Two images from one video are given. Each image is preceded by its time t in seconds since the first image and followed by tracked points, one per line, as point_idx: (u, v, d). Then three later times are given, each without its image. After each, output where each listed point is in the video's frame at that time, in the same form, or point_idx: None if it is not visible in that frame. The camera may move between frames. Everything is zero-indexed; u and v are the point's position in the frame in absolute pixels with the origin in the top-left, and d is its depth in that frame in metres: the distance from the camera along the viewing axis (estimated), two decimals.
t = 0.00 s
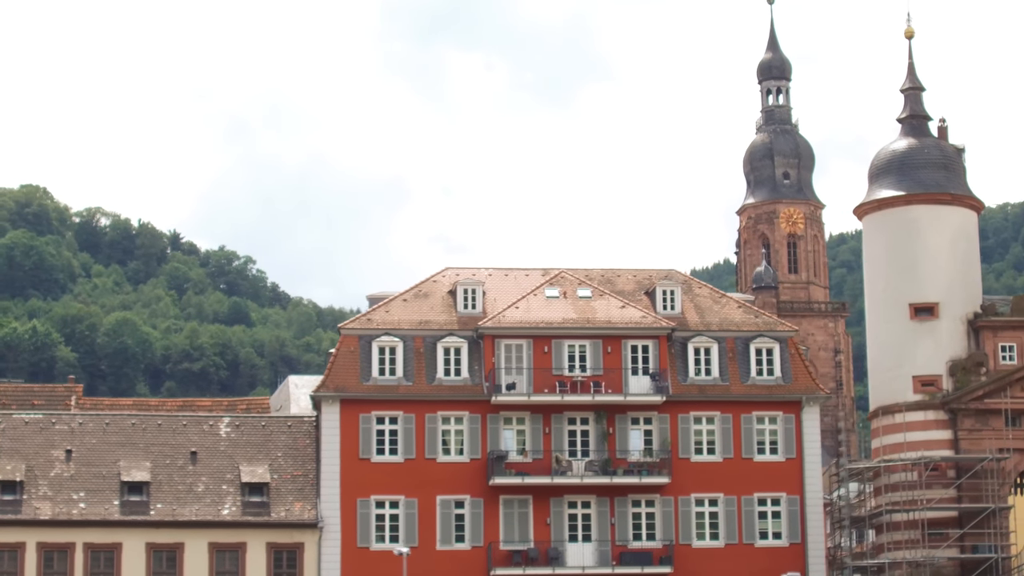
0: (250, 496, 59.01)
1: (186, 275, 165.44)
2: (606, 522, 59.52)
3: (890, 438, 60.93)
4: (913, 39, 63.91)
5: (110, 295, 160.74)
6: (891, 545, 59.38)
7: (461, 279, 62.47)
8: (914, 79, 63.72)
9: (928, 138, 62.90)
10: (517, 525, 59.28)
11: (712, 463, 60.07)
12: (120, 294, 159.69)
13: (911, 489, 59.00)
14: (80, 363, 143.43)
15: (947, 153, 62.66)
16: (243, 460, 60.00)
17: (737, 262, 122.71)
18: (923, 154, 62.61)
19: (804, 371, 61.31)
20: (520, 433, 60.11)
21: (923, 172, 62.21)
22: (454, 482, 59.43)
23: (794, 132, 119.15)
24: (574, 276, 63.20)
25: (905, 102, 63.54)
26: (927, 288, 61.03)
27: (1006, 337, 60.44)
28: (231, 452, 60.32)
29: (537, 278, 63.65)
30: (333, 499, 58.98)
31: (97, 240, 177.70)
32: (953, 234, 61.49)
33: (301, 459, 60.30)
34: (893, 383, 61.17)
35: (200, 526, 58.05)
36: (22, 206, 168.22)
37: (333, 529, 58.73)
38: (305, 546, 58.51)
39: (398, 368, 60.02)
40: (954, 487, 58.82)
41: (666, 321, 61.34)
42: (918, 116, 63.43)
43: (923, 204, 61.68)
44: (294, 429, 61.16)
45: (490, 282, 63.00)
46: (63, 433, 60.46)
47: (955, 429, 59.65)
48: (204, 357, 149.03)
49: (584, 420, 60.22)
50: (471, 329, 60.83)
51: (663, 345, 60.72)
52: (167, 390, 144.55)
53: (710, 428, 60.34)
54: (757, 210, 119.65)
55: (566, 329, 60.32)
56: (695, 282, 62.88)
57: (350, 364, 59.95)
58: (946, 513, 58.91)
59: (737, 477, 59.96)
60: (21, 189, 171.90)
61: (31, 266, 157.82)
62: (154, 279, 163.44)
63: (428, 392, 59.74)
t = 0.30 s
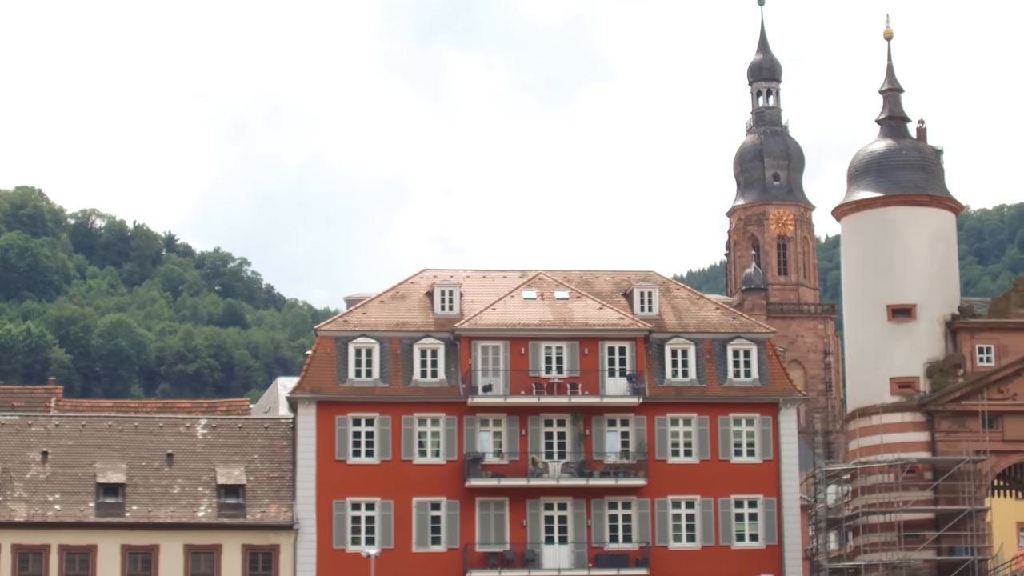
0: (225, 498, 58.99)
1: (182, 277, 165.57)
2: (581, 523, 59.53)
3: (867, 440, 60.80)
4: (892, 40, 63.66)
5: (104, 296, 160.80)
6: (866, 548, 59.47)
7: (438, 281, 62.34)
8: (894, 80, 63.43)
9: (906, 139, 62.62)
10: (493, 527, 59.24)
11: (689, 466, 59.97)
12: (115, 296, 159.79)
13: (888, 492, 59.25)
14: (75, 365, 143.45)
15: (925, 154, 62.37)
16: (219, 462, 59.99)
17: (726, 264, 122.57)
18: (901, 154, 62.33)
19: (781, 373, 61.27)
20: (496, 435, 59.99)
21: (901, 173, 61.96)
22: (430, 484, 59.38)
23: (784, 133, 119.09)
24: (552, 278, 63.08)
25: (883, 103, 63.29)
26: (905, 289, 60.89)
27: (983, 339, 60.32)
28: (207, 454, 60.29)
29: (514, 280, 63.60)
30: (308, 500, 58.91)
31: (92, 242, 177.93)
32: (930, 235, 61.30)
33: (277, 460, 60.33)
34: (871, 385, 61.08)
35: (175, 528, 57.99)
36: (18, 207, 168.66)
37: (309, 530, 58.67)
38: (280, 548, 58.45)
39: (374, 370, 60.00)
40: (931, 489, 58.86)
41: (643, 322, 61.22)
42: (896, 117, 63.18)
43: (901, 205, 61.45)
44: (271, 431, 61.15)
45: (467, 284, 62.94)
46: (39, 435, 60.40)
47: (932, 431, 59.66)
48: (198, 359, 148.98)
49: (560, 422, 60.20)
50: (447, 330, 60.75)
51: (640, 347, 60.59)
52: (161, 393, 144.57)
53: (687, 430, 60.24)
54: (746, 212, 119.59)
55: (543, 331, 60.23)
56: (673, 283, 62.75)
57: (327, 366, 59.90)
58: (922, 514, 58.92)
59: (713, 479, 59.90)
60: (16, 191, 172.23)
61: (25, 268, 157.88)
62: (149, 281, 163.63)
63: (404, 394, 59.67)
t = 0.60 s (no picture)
0: (188, 498, 58.92)
1: (164, 277, 165.53)
2: (544, 524, 59.52)
3: (830, 441, 60.71)
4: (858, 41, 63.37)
5: (86, 296, 160.62)
6: (829, 549, 59.40)
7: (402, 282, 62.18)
8: (859, 81, 63.10)
9: (871, 141, 62.38)
10: (455, 527, 59.21)
11: (652, 467, 59.93)
12: (96, 296, 159.67)
13: (850, 492, 59.30)
14: (56, 365, 143.32)
15: (891, 156, 62.16)
16: (182, 462, 59.92)
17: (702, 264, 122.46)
18: (866, 155, 62.08)
19: (745, 374, 61.16)
20: (459, 435, 59.90)
21: (866, 174, 61.73)
22: (393, 485, 59.32)
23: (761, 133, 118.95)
24: (517, 279, 62.87)
25: (849, 103, 62.89)
26: (869, 291, 60.72)
27: (947, 340, 60.35)
28: (170, 454, 60.22)
29: (479, 280, 63.49)
30: (271, 500, 58.85)
31: (74, 241, 177.86)
32: (895, 236, 61.14)
33: (240, 460, 60.29)
34: (835, 386, 60.92)
35: (136, 528, 57.92)
36: None
37: (271, 530, 58.60)
38: (242, 548, 58.37)
39: (338, 370, 59.90)
40: (894, 490, 58.99)
41: (607, 323, 61.10)
42: (862, 118, 62.81)
43: (865, 206, 61.24)
44: (234, 431, 61.13)
45: (432, 284, 62.82)
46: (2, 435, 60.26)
47: (895, 432, 59.73)
48: (180, 359, 148.78)
49: (523, 423, 60.10)
50: (410, 331, 60.62)
51: (604, 347, 60.48)
52: (142, 393, 144.47)
53: (651, 431, 60.15)
54: (723, 212, 119.71)
55: (506, 331, 60.14)
56: (638, 283, 62.65)
57: (290, 366, 59.80)
58: (885, 516, 59.15)
59: (676, 479, 59.89)
60: None
61: (6, 267, 157.67)
62: (131, 282, 163.57)
63: (368, 394, 59.59)
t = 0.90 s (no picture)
0: (135, 498, 58.75)
1: (131, 276, 165.30)
2: (493, 524, 59.47)
3: (780, 442, 60.72)
4: (811, 41, 62.98)
5: (53, 294, 160.28)
6: (776, 549, 59.50)
7: (353, 281, 62.03)
8: (811, 81, 62.69)
9: (823, 142, 61.99)
10: (404, 526, 59.15)
11: (601, 467, 59.89)
12: (63, 295, 159.36)
13: (799, 493, 59.29)
14: (22, 364, 142.99)
15: (842, 157, 61.82)
16: (130, 461, 59.80)
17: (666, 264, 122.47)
18: (819, 156, 61.68)
19: (696, 374, 61.08)
20: (409, 435, 59.81)
21: (818, 175, 61.38)
22: (342, 484, 59.20)
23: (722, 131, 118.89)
24: (468, 278, 62.81)
25: (802, 103, 62.48)
26: (819, 292, 60.59)
27: (897, 341, 60.34)
28: (118, 453, 60.12)
29: (430, 279, 63.35)
30: (218, 500, 58.69)
31: (41, 239, 177.57)
32: (846, 237, 60.97)
33: (189, 459, 60.16)
34: (784, 386, 60.87)
35: (83, 527, 57.68)
36: None
37: (219, 530, 58.46)
38: (190, 548, 58.23)
39: (287, 370, 59.69)
40: (843, 491, 59.02)
41: (558, 323, 61.02)
42: (815, 119, 62.44)
43: (817, 207, 60.96)
44: (183, 430, 60.99)
45: (383, 283, 62.69)
46: None
47: (845, 432, 59.72)
48: (147, 358, 148.36)
49: (473, 422, 60.01)
50: (360, 330, 60.47)
51: (554, 347, 60.39)
52: (109, 392, 144.15)
53: (600, 431, 60.14)
54: (686, 213, 119.71)
55: (456, 331, 60.03)
56: (589, 283, 62.57)
57: (239, 365, 59.63)
58: (833, 517, 59.24)
59: (626, 479, 59.87)
60: None
61: None
62: (98, 280, 163.33)
63: (316, 394, 59.46)
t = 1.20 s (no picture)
0: (81, 498, 58.51)
1: (96, 276, 165.03)
2: (439, 525, 59.38)
3: (727, 443, 60.58)
4: (760, 42, 62.99)
5: (18, 294, 159.92)
6: (723, 551, 59.56)
7: (301, 281, 61.97)
8: (760, 82, 62.72)
9: (771, 143, 62.04)
10: (350, 527, 59.04)
11: (549, 467, 59.84)
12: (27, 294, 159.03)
13: (745, 495, 59.25)
14: None
15: (791, 158, 61.86)
16: (76, 461, 59.64)
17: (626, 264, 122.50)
18: (767, 158, 61.74)
19: (644, 375, 61.11)
20: (355, 435, 59.66)
21: (766, 176, 61.41)
22: (288, 485, 59.06)
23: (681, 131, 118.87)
24: (416, 279, 62.75)
25: (751, 105, 62.52)
26: (767, 293, 60.59)
27: (844, 342, 60.43)
28: (64, 453, 59.97)
29: (379, 280, 63.29)
30: (164, 500, 58.49)
31: (7, 239, 177.25)
32: (794, 238, 61.04)
33: (135, 460, 59.99)
34: (732, 387, 60.74)
35: (28, 527, 57.31)
36: None
37: (164, 530, 58.30)
38: (135, 548, 58.04)
39: (233, 370, 59.63)
40: (789, 493, 59.07)
41: (505, 324, 61.00)
42: (764, 120, 62.47)
43: (765, 208, 61.01)
44: (130, 431, 60.92)
45: (331, 283, 62.63)
46: None
47: (792, 434, 59.71)
48: (111, 358, 147.89)
49: (419, 423, 59.92)
50: (307, 330, 60.41)
51: (502, 348, 60.36)
52: (73, 391, 143.79)
53: (547, 432, 60.07)
54: (646, 215, 119.66)
55: (404, 332, 59.94)
56: (537, 284, 62.54)
57: (185, 365, 59.52)
58: (780, 518, 59.23)
59: (573, 480, 59.81)
60: None
61: None
62: (62, 280, 162.99)
63: (262, 394, 59.34)
